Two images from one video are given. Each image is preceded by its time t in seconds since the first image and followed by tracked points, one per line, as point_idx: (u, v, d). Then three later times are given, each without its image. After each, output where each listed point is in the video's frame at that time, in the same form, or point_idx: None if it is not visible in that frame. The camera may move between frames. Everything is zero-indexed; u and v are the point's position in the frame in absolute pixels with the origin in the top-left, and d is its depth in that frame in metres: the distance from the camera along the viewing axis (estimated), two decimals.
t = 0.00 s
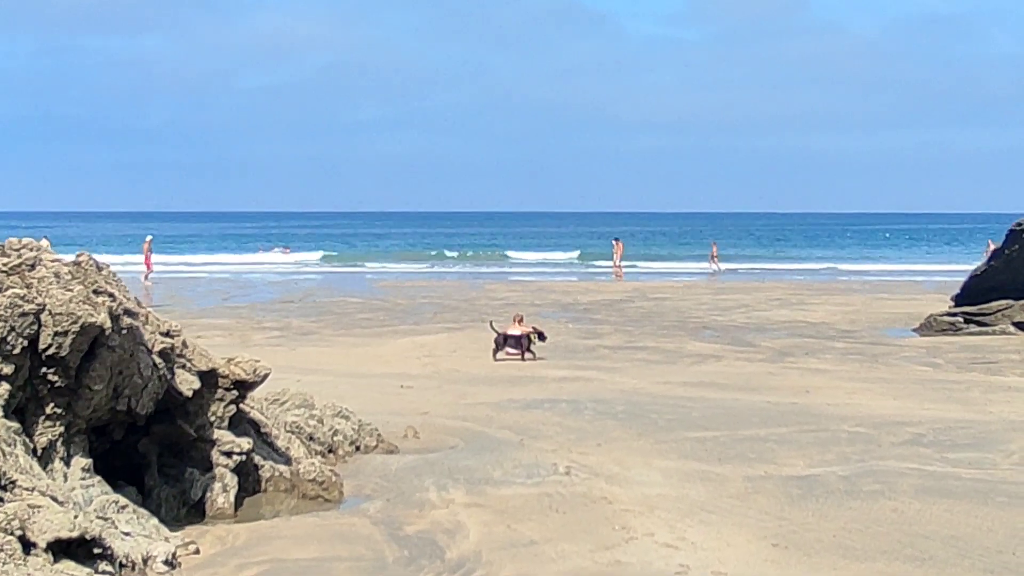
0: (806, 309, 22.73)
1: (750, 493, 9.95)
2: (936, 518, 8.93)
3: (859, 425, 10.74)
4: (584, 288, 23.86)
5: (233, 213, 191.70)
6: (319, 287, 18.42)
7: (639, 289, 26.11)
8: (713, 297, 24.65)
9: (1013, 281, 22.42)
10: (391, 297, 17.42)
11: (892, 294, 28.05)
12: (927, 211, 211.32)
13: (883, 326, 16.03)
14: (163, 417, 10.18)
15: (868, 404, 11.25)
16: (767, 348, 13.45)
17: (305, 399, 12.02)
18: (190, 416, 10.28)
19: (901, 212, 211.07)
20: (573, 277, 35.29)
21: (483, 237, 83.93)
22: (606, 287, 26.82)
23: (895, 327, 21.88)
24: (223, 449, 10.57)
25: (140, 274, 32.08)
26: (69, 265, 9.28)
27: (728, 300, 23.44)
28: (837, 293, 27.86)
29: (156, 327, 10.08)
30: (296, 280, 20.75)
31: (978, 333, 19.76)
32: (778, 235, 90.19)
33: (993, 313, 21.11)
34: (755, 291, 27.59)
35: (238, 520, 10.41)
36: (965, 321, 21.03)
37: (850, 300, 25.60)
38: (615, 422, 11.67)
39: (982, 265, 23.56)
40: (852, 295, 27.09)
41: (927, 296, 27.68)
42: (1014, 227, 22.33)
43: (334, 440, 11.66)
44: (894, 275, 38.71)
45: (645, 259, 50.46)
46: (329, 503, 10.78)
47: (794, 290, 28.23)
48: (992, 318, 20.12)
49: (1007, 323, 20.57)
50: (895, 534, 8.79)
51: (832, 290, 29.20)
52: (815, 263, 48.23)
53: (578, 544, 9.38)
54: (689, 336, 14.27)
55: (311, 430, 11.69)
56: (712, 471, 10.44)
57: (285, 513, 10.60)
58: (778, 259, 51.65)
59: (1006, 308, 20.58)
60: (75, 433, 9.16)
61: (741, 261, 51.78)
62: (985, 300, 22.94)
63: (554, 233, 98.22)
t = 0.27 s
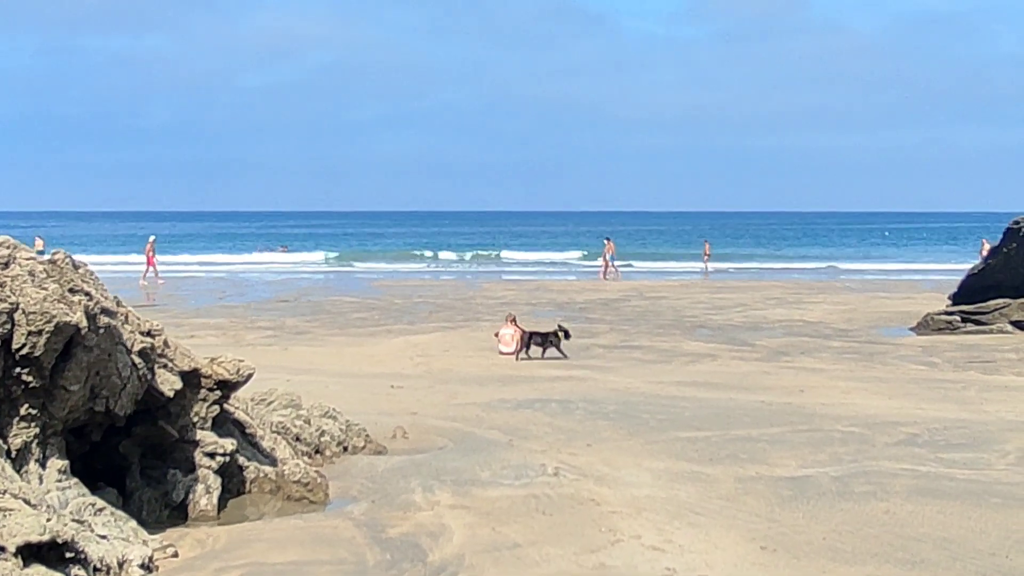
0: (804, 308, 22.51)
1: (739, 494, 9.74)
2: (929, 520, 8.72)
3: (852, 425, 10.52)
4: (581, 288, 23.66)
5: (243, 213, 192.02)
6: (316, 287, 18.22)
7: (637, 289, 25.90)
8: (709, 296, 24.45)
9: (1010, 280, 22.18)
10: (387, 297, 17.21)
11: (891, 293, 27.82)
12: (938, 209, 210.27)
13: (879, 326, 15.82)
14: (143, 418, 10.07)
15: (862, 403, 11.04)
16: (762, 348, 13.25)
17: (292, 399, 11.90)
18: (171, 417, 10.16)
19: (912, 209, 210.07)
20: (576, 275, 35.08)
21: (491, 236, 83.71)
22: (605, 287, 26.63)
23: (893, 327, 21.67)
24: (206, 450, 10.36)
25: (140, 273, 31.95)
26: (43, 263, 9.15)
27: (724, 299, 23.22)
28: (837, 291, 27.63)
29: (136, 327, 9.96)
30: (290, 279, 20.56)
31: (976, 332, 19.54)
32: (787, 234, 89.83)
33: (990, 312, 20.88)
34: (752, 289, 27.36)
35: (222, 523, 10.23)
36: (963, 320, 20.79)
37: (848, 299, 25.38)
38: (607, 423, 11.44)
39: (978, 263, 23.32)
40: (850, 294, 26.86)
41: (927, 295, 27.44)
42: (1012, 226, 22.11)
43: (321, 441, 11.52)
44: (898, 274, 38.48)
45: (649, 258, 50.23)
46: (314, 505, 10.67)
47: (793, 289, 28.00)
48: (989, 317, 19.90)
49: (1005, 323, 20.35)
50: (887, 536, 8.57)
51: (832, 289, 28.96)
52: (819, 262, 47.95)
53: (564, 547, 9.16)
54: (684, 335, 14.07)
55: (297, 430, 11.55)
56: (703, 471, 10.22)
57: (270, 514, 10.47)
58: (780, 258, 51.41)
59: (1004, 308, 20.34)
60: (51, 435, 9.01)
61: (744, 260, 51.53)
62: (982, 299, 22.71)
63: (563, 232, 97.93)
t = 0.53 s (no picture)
0: (804, 309, 22.29)
1: (734, 497, 9.51)
2: (927, 523, 8.49)
3: (851, 426, 10.29)
4: (580, 290, 23.46)
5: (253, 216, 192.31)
6: (314, 288, 18.06)
7: (636, 290, 25.69)
8: (708, 297, 24.24)
9: (1011, 281, 21.94)
10: (385, 298, 17.03)
11: (892, 294, 27.58)
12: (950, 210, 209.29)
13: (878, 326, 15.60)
14: (127, 419, 9.90)
15: (861, 405, 10.80)
16: (762, 349, 13.03)
17: (283, 401, 11.73)
18: (157, 418, 9.97)
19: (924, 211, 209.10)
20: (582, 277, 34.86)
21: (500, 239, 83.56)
22: (605, 288, 26.43)
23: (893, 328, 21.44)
24: (192, 452, 10.24)
25: (142, 275, 31.83)
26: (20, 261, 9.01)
27: (723, 299, 23.00)
28: (838, 292, 27.40)
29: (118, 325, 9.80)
30: (287, 281, 20.39)
31: (976, 333, 19.30)
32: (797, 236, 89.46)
33: (991, 312, 20.64)
34: (752, 290, 27.14)
35: (208, 526, 10.11)
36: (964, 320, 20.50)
37: (849, 300, 25.14)
38: (602, 424, 11.19)
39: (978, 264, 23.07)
40: (851, 295, 26.64)
41: (930, 296, 27.20)
42: (1013, 226, 21.85)
43: (311, 443, 11.34)
44: (903, 276, 38.22)
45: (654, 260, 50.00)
46: (302, 508, 10.50)
47: (794, 290, 27.77)
48: (990, 317, 19.63)
49: (1006, 323, 20.11)
50: (885, 541, 8.31)
51: (834, 291, 28.72)
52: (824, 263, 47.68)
53: (554, 551, 8.90)
54: (683, 337, 13.86)
55: (287, 432, 11.38)
56: (697, 474, 9.97)
57: (258, 518, 10.30)
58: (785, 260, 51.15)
59: (1005, 309, 20.09)
60: (30, 436, 8.83)
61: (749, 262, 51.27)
62: (983, 299, 22.46)
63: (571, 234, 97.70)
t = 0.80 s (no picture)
0: (805, 311, 22.06)
1: (729, 504, 9.27)
2: (925, 532, 8.24)
3: (849, 431, 10.04)
4: (581, 292, 23.25)
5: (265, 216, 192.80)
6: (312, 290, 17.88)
7: (638, 291, 25.47)
8: (709, 298, 24.02)
9: (1014, 283, 21.66)
10: (384, 301, 16.83)
11: (895, 295, 27.32)
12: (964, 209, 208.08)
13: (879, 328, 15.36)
14: (112, 425, 9.72)
15: (860, 409, 10.55)
16: (762, 352, 12.79)
17: (273, 406, 11.54)
18: (142, 423, 9.78)
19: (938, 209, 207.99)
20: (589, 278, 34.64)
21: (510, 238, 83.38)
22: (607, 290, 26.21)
23: (896, 330, 21.21)
24: (179, 458, 10.01)
25: (146, 276, 31.70)
26: None
27: (723, 301, 22.77)
28: (840, 294, 27.17)
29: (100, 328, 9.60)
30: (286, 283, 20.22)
31: (978, 335, 19.06)
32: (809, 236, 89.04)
33: (993, 314, 20.38)
34: (754, 292, 26.90)
35: (194, 533, 9.92)
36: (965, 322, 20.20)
37: (851, 301, 24.90)
38: (597, 429, 10.95)
39: (979, 265, 22.79)
40: (853, 296, 26.40)
41: (935, 297, 26.93)
42: (1015, 228, 21.59)
43: (302, 448, 11.15)
44: (909, 277, 37.96)
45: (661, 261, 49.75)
46: (291, 514, 10.33)
47: (795, 291, 27.55)
48: (993, 319, 19.33)
49: (1008, 325, 19.83)
50: (882, 550, 8.06)
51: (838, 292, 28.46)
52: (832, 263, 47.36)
53: (543, 561, 8.65)
54: (682, 340, 13.63)
55: (277, 437, 11.20)
56: (693, 480, 9.72)
57: (245, 525, 10.10)
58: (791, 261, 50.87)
59: (1007, 310, 19.83)
60: (7, 443, 8.70)
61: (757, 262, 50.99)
62: (985, 301, 22.20)
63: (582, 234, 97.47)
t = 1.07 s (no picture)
0: (807, 311, 21.80)
1: (724, 507, 9.04)
2: (922, 536, 8.04)
3: (848, 432, 9.82)
4: (582, 291, 23.02)
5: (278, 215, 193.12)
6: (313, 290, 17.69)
7: (640, 291, 25.23)
8: (710, 298, 23.77)
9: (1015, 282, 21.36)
10: (384, 301, 16.64)
11: (899, 294, 27.02)
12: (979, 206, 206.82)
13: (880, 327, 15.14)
14: (98, 428, 9.54)
15: (860, 409, 10.32)
16: (762, 352, 12.56)
17: (265, 407, 11.38)
18: (128, 426, 9.61)
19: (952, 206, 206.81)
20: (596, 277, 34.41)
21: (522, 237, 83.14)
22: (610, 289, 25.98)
23: (898, 330, 20.95)
24: (166, 460, 9.80)
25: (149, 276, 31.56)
26: None
27: (724, 300, 22.53)
28: (842, 293, 26.93)
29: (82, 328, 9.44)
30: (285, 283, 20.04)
31: (980, 334, 18.78)
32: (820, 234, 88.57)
33: (994, 314, 20.09)
34: (756, 291, 26.65)
35: (181, 537, 9.69)
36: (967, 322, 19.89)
37: (853, 300, 24.65)
38: (592, 430, 10.71)
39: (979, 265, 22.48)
40: (856, 296, 26.13)
41: (939, 296, 26.65)
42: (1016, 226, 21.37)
43: (293, 450, 10.99)
44: (915, 275, 37.73)
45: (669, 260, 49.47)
46: (280, 518, 10.16)
47: (797, 291, 27.31)
48: (994, 318, 19.06)
49: (1010, 324, 19.56)
50: (880, 555, 7.82)
51: (842, 291, 28.18)
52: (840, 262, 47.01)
53: (533, 566, 8.43)
54: (681, 341, 13.42)
55: (268, 439, 11.03)
56: (688, 483, 9.50)
57: (235, 528, 9.89)
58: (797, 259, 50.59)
59: (1009, 310, 19.53)
60: None
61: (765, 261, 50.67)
62: (987, 300, 21.90)
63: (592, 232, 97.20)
